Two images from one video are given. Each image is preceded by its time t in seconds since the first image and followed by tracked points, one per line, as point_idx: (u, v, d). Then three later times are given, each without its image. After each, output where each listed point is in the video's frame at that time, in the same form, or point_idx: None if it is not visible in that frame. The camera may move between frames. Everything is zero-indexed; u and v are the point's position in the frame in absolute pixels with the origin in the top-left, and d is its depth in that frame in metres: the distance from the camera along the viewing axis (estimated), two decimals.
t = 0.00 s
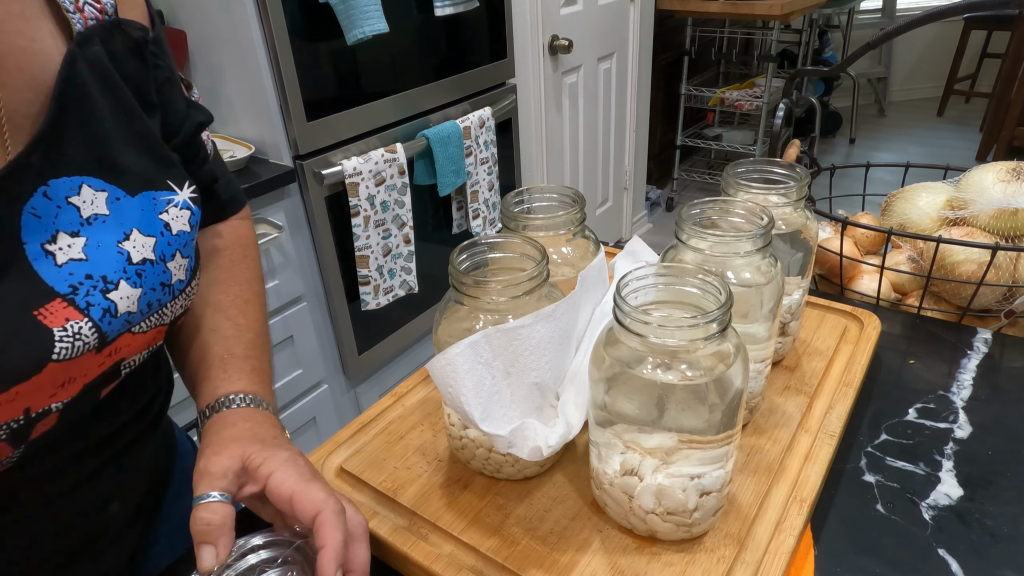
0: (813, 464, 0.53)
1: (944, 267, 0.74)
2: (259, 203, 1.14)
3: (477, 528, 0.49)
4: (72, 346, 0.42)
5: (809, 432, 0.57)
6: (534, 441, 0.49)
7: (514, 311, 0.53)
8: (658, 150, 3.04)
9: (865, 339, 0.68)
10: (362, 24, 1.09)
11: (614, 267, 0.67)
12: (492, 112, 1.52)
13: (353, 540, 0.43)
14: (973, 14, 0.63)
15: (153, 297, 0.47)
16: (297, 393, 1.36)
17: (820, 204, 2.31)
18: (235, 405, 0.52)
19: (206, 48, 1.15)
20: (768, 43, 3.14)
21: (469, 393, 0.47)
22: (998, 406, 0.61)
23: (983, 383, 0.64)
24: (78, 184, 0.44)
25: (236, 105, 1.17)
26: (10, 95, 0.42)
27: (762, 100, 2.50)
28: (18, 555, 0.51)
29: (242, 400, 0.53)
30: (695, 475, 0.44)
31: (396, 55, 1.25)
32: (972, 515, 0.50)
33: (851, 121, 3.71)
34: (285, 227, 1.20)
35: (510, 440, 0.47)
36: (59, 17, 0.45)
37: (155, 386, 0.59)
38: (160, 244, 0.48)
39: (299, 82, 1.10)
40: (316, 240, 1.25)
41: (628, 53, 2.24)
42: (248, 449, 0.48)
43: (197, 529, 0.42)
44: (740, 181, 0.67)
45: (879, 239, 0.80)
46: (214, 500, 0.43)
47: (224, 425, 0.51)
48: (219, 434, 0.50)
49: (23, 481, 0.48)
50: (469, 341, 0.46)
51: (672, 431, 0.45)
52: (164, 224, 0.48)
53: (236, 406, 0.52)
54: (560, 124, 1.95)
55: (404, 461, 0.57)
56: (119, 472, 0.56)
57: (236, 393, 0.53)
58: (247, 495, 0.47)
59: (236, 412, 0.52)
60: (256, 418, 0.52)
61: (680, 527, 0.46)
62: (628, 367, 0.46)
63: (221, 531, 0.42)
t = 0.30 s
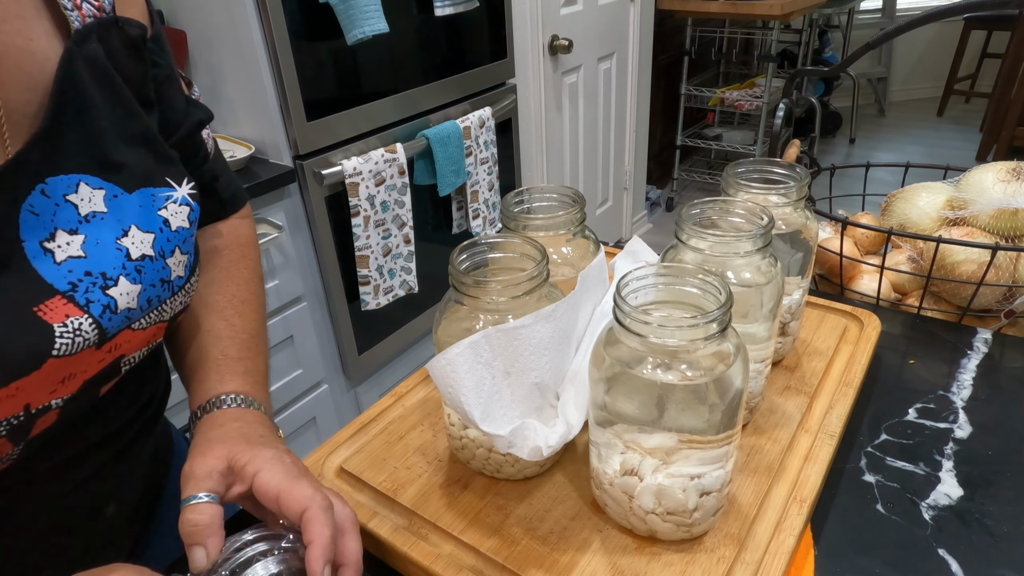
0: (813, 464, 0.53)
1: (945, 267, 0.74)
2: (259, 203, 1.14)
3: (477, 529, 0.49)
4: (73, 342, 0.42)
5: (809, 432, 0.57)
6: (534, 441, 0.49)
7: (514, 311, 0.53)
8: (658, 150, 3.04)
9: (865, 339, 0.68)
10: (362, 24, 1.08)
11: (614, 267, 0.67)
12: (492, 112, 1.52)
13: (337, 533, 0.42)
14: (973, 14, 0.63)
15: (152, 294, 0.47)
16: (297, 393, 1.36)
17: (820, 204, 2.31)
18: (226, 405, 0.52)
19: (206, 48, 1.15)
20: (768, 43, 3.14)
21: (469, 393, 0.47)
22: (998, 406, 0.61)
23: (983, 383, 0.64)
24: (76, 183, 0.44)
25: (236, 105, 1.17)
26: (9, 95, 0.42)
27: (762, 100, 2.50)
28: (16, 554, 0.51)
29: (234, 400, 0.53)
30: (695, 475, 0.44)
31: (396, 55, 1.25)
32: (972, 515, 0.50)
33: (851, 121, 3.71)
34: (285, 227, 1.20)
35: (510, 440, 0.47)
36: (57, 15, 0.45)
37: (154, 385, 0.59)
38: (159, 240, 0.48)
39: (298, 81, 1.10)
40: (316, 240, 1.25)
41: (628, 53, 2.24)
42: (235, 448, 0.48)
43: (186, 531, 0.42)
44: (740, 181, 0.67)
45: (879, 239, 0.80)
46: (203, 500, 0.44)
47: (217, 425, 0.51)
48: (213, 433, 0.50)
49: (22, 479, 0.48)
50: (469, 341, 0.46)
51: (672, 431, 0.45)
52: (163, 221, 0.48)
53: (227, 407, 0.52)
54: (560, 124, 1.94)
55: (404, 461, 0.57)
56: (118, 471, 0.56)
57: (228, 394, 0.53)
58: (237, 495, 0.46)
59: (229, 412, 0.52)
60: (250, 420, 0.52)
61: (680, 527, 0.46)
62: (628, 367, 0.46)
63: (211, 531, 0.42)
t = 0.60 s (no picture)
0: (813, 464, 0.53)
1: (945, 267, 0.74)
2: (259, 203, 1.14)
3: (477, 529, 0.49)
4: (75, 345, 0.42)
5: (809, 432, 0.57)
6: (534, 441, 0.49)
7: (514, 311, 0.53)
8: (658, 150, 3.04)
9: (865, 339, 0.68)
10: (362, 24, 1.08)
11: (614, 267, 0.67)
12: (492, 112, 1.52)
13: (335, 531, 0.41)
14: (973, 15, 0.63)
15: (153, 297, 0.47)
16: (297, 393, 1.36)
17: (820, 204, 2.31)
18: (223, 404, 0.52)
19: (206, 48, 1.15)
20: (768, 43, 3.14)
21: (469, 393, 0.47)
22: (998, 406, 0.61)
23: (983, 383, 0.64)
24: (77, 186, 0.44)
25: (236, 105, 1.17)
26: (9, 98, 0.42)
27: (762, 100, 2.50)
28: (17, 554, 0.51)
29: (230, 399, 0.53)
30: (695, 475, 0.44)
31: (396, 56, 1.25)
32: (972, 515, 0.50)
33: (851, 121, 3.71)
34: (285, 227, 1.20)
35: (510, 440, 0.47)
36: (61, 21, 0.45)
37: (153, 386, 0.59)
38: (160, 243, 0.48)
39: (298, 82, 1.10)
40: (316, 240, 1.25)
41: (628, 53, 2.24)
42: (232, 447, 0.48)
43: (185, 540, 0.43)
44: (740, 181, 0.67)
45: (879, 239, 0.80)
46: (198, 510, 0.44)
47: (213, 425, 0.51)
48: (207, 436, 0.50)
49: (22, 481, 0.48)
50: (469, 341, 0.46)
51: (672, 431, 0.45)
52: (164, 224, 0.48)
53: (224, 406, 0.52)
54: (560, 124, 1.94)
55: (404, 461, 0.57)
56: (118, 471, 0.56)
57: (224, 392, 0.53)
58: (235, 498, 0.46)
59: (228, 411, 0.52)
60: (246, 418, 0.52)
61: (680, 527, 0.46)
62: (627, 367, 0.46)
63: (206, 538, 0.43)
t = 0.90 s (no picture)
0: (813, 464, 0.53)
1: (944, 267, 0.74)
2: (259, 203, 1.14)
3: (477, 529, 0.49)
4: (70, 347, 0.42)
5: (809, 432, 0.57)
6: (534, 441, 0.49)
7: (514, 311, 0.53)
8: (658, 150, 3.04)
9: (865, 339, 0.68)
10: (362, 24, 1.08)
11: (614, 267, 0.67)
12: (492, 112, 1.52)
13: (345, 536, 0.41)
14: (973, 14, 0.63)
15: (151, 299, 0.47)
16: (297, 393, 1.36)
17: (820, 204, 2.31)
18: (227, 407, 0.52)
19: (206, 49, 1.15)
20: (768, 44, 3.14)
21: (469, 393, 0.47)
22: (998, 406, 0.61)
23: (983, 383, 0.64)
24: (76, 188, 0.44)
25: (236, 106, 1.17)
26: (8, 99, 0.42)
27: (762, 100, 2.50)
28: (16, 553, 0.51)
29: (234, 401, 0.53)
30: (695, 475, 0.44)
31: (396, 56, 1.25)
32: (971, 515, 0.50)
33: (851, 121, 3.71)
34: (285, 227, 1.20)
35: (510, 440, 0.47)
36: (61, 22, 0.45)
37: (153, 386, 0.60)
38: (158, 245, 0.47)
39: (298, 82, 1.10)
40: (316, 240, 1.25)
41: (628, 53, 2.24)
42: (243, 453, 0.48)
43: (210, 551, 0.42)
44: (740, 181, 0.67)
45: (879, 239, 0.80)
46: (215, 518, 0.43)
47: (218, 431, 0.51)
48: (216, 442, 0.50)
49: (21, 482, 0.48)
50: (469, 341, 0.46)
51: (672, 431, 0.45)
52: (162, 226, 0.48)
53: (228, 408, 0.52)
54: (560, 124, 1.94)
55: (404, 461, 0.57)
56: (118, 471, 0.56)
57: (228, 395, 0.53)
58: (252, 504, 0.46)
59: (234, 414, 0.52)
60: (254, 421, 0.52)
61: (680, 527, 0.46)
62: (627, 367, 0.46)
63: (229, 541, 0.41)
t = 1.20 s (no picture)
0: (813, 465, 0.53)
1: (944, 267, 0.74)
2: (259, 203, 1.14)
3: (477, 529, 0.49)
4: (57, 352, 0.42)
5: (809, 432, 0.57)
6: (534, 441, 0.49)
7: (513, 311, 0.53)
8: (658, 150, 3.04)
9: (865, 339, 0.68)
10: (362, 24, 1.08)
11: (614, 267, 0.67)
12: (492, 112, 1.52)
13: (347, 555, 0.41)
14: (973, 14, 0.63)
15: (143, 304, 0.47)
16: (297, 393, 1.36)
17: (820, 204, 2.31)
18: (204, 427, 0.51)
19: (206, 49, 1.15)
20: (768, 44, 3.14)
21: (469, 393, 0.47)
22: (998, 406, 0.61)
23: (983, 383, 0.64)
24: (69, 191, 0.44)
25: (236, 106, 1.17)
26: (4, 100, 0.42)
27: (762, 100, 2.50)
28: (15, 554, 0.51)
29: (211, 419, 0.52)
30: (695, 475, 0.44)
31: (396, 56, 1.25)
32: (971, 515, 0.50)
33: (851, 121, 3.71)
34: (285, 227, 1.20)
35: (510, 440, 0.47)
36: (57, 23, 0.45)
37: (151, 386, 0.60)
38: (152, 250, 0.48)
39: (298, 82, 1.10)
40: (315, 240, 1.25)
41: (628, 54, 2.24)
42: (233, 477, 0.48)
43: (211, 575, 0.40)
44: (740, 181, 0.67)
45: (879, 239, 0.80)
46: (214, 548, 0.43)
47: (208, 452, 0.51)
48: (203, 468, 0.49)
49: (19, 482, 0.48)
50: (469, 341, 0.46)
51: (672, 431, 0.45)
52: (157, 230, 0.48)
53: (208, 428, 0.51)
54: (560, 124, 1.94)
55: (404, 461, 0.57)
56: (116, 470, 0.56)
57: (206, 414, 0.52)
58: (258, 525, 0.46)
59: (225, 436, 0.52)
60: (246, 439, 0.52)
61: (680, 527, 0.46)
62: (628, 367, 0.46)
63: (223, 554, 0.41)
